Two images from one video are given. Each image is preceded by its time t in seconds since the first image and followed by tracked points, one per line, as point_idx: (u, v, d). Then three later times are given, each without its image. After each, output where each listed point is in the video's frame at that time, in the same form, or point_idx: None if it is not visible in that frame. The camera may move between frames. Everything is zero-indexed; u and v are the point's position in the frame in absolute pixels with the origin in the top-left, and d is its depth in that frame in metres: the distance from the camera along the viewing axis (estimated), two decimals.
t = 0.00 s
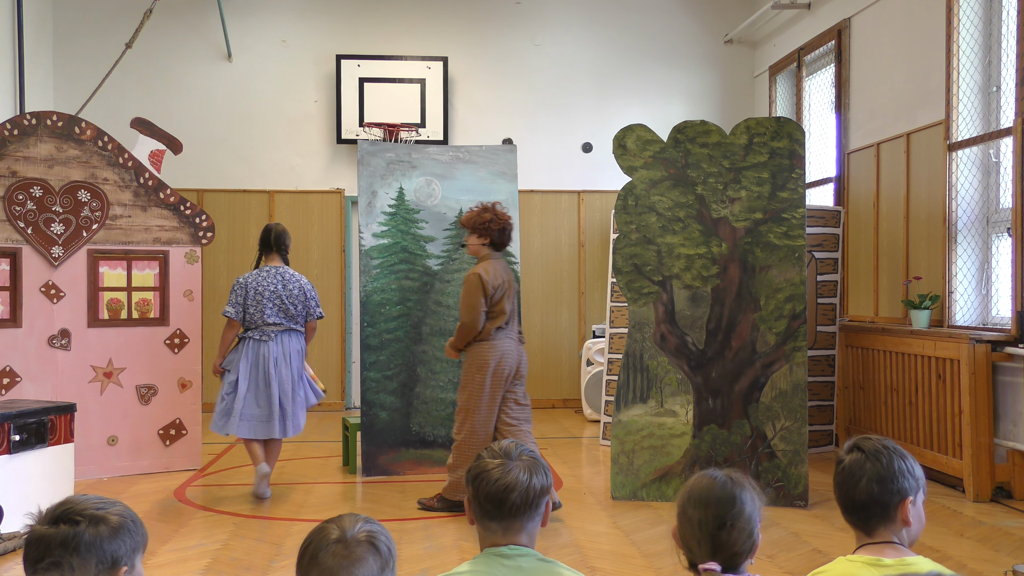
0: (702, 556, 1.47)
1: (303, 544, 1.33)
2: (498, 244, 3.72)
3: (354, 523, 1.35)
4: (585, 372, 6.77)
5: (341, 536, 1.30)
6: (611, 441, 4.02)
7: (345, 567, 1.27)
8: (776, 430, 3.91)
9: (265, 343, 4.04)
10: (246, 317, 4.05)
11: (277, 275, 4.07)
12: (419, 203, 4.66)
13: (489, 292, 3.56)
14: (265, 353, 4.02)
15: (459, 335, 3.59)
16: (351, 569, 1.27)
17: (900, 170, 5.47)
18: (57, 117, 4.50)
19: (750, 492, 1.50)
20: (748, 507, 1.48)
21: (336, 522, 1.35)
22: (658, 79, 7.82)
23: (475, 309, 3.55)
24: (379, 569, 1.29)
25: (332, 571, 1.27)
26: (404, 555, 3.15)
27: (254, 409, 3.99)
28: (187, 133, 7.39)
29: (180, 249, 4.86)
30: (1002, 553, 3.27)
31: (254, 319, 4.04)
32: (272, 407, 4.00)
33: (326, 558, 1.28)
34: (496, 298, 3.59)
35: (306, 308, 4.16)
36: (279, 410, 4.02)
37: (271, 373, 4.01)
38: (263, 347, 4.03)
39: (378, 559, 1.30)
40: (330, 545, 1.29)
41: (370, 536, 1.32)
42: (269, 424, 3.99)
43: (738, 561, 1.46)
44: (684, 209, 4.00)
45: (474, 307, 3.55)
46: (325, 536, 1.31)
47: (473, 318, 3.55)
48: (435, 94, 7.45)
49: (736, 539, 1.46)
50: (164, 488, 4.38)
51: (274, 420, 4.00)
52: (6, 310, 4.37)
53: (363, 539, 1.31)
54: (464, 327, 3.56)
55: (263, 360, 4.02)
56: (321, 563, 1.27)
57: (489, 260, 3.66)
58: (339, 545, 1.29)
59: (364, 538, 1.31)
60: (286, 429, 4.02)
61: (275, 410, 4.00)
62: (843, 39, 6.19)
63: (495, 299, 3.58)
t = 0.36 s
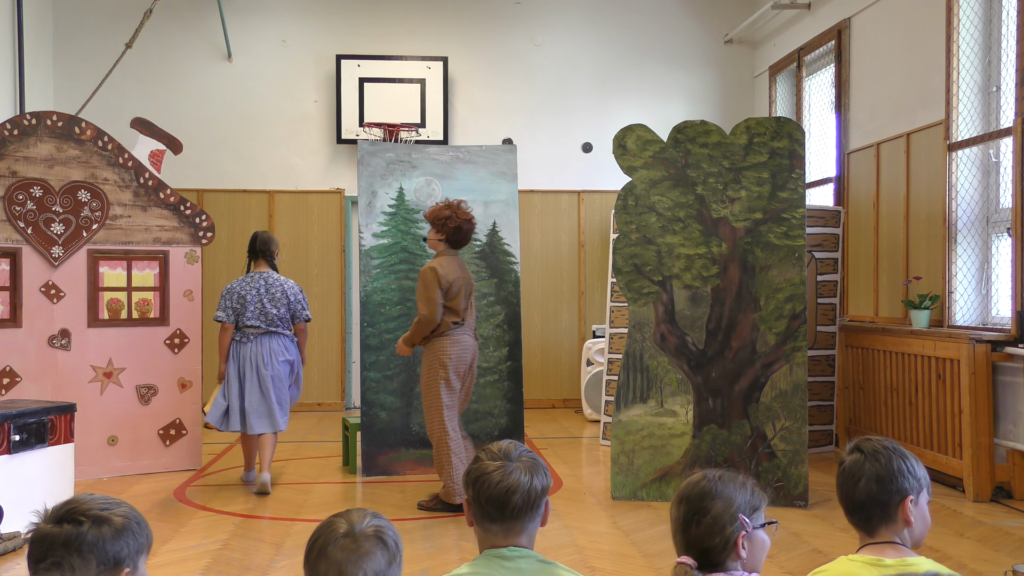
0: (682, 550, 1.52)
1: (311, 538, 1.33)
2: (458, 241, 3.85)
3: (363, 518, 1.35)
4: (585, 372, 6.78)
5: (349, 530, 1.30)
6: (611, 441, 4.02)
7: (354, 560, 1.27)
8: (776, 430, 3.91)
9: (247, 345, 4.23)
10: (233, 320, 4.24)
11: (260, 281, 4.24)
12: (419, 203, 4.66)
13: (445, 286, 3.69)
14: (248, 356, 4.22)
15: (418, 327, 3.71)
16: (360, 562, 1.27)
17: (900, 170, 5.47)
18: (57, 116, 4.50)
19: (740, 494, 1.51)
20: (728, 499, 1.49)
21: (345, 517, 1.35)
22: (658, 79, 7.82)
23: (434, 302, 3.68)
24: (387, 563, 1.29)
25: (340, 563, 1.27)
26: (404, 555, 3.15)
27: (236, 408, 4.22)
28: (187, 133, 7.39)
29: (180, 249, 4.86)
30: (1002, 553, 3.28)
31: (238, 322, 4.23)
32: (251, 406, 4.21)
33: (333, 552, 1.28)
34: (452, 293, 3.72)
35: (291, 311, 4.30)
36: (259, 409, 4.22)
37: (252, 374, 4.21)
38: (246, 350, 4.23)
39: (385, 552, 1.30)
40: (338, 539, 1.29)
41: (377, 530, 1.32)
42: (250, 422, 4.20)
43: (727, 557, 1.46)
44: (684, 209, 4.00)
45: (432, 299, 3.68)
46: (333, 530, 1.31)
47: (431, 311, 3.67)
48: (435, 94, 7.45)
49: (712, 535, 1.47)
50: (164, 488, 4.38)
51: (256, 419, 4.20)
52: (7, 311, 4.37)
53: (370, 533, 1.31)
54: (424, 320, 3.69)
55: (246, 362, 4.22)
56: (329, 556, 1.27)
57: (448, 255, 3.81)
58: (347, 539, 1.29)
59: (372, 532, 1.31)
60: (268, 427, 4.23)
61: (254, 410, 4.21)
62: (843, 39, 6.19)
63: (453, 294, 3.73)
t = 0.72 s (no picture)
0: (675, 551, 1.55)
1: (308, 533, 1.33)
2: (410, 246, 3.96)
3: (360, 513, 1.35)
4: (585, 372, 6.77)
5: (347, 525, 1.31)
6: (611, 441, 4.02)
7: (353, 554, 1.27)
8: (776, 430, 3.91)
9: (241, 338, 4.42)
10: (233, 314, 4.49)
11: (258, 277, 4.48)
12: (419, 204, 4.66)
13: (397, 289, 3.77)
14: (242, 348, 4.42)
15: (369, 332, 3.77)
16: (359, 556, 1.27)
17: (900, 170, 5.46)
18: (57, 116, 4.49)
19: (723, 485, 1.49)
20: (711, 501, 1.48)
21: (342, 512, 1.35)
22: (658, 79, 7.82)
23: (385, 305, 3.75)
24: (384, 557, 1.30)
25: (339, 558, 1.27)
26: (404, 555, 3.15)
27: (229, 396, 4.42)
28: (187, 133, 7.39)
29: (180, 249, 4.86)
30: (1002, 553, 3.27)
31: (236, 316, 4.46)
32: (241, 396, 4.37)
33: (332, 547, 1.28)
34: (404, 296, 3.79)
35: (284, 307, 4.44)
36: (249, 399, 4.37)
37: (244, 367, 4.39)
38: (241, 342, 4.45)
39: (383, 546, 1.30)
40: (336, 534, 1.29)
41: (374, 525, 1.33)
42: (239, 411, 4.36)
43: (713, 555, 1.46)
44: (684, 209, 4.00)
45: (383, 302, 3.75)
46: (330, 525, 1.31)
47: (381, 314, 3.75)
48: (435, 94, 7.45)
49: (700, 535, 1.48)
50: (164, 488, 4.38)
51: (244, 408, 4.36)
52: (6, 310, 4.37)
53: (368, 528, 1.31)
54: (375, 323, 3.75)
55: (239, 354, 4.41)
56: (328, 551, 1.27)
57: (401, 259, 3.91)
58: (345, 534, 1.30)
59: (369, 527, 1.32)
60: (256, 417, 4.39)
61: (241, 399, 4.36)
62: (843, 39, 6.19)
63: (405, 297, 3.80)
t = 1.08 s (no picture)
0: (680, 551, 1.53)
1: (301, 534, 1.33)
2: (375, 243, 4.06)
3: (352, 515, 1.35)
4: (585, 372, 6.77)
5: (340, 527, 1.31)
6: (611, 441, 4.02)
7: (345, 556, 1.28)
8: (776, 430, 3.91)
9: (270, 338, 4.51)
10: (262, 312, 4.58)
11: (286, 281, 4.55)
12: (419, 204, 4.66)
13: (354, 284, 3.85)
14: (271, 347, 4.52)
15: (328, 326, 3.87)
16: (351, 558, 1.28)
17: (900, 170, 5.47)
18: (57, 117, 4.49)
19: (731, 480, 1.51)
20: (726, 498, 1.49)
21: (335, 514, 1.35)
22: (658, 79, 7.82)
23: (342, 301, 3.85)
24: (377, 557, 1.30)
25: (332, 560, 1.27)
26: (404, 555, 3.15)
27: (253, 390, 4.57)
28: (187, 133, 7.39)
29: (180, 249, 4.86)
30: (1003, 553, 3.27)
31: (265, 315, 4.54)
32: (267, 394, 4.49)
33: (325, 549, 1.28)
34: (361, 292, 3.88)
35: (307, 308, 4.51)
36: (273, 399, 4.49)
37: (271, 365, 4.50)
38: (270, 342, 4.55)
39: (375, 547, 1.31)
40: (328, 536, 1.29)
41: (366, 527, 1.33)
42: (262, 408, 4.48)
43: (724, 552, 1.48)
44: (685, 209, 4.00)
45: (342, 298, 3.84)
46: (323, 526, 1.32)
47: (339, 309, 3.84)
48: (435, 94, 7.45)
49: (716, 531, 1.48)
50: (164, 488, 4.38)
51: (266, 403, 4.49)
52: (6, 311, 4.37)
53: (360, 530, 1.32)
54: (333, 317, 3.84)
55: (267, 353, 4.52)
56: (321, 553, 1.28)
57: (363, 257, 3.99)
58: (338, 535, 1.30)
59: (362, 529, 1.32)
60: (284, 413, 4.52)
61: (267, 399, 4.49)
62: (843, 39, 6.19)
63: (363, 294, 3.89)
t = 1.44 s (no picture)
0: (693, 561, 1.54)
1: (301, 532, 1.34)
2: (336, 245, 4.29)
3: (352, 513, 1.35)
4: (585, 372, 6.78)
5: (339, 524, 1.31)
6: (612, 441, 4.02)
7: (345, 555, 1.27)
8: (777, 430, 3.91)
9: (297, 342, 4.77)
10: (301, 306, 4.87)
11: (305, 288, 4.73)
12: (419, 203, 4.66)
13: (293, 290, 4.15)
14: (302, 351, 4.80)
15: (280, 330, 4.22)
16: (353, 557, 1.27)
17: (900, 170, 5.47)
18: (57, 116, 4.49)
19: (738, 488, 1.58)
20: (737, 506, 1.56)
21: (334, 511, 1.36)
22: (658, 79, 7.82)
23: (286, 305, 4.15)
24: (377, 556, 1.30)
25: (332, 557, 1.27)
26: (404, 555, 3.15)
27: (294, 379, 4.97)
28: (187, 134, 7.39)
29: (180, 249, 4.86)
30: (1003, 553, 3.27)
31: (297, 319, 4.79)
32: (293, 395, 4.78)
33: (325, 546, 1.28)
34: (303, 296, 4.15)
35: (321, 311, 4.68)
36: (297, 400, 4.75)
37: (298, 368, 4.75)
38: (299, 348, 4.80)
39: (375, 545, 1.31)
40: (329, 534, 1.29)
41: (367, 525, 1.33)
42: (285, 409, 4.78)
43: (734, 556, 1.54)
44: (685, 209, 4.00)
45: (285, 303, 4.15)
46: (324, 524, 1.32)
47: (281, 313, 4.14)
48: (435, 94, 7.45)
49: (732, 538, 1.53)
50: (164, 488, 4.38)
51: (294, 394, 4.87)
52: (6, 311, 4.37)
53: (360, 527, 1.32)
54: (279, 322, 4.17)
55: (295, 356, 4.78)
56: (320, 550, 1.27)
57: (314, 260, 4.23)
58: (339, 533, 1.29)
59: (363, 526, 1.32)
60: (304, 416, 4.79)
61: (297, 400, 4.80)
62: (843, 39, 6.19)
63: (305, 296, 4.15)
